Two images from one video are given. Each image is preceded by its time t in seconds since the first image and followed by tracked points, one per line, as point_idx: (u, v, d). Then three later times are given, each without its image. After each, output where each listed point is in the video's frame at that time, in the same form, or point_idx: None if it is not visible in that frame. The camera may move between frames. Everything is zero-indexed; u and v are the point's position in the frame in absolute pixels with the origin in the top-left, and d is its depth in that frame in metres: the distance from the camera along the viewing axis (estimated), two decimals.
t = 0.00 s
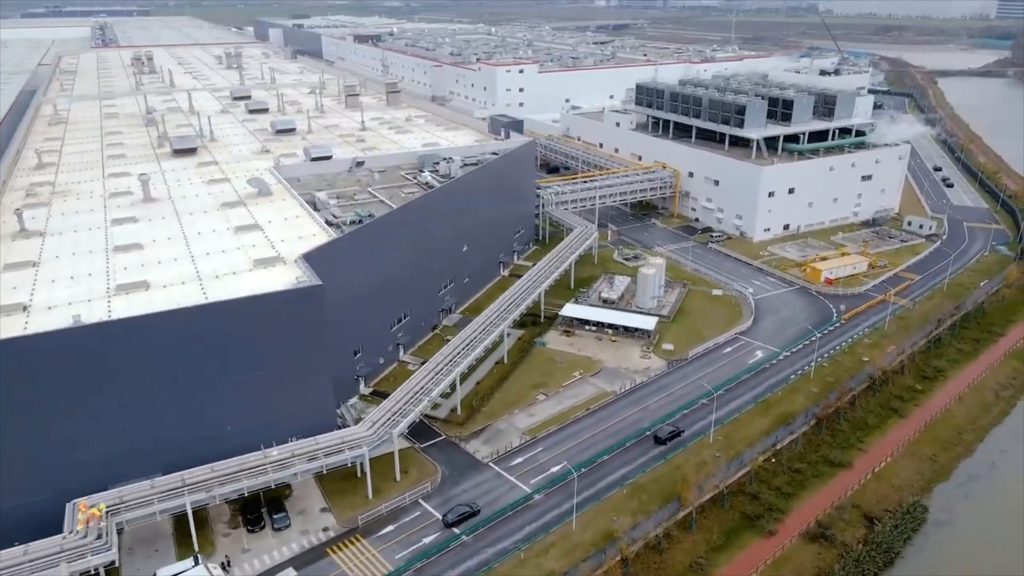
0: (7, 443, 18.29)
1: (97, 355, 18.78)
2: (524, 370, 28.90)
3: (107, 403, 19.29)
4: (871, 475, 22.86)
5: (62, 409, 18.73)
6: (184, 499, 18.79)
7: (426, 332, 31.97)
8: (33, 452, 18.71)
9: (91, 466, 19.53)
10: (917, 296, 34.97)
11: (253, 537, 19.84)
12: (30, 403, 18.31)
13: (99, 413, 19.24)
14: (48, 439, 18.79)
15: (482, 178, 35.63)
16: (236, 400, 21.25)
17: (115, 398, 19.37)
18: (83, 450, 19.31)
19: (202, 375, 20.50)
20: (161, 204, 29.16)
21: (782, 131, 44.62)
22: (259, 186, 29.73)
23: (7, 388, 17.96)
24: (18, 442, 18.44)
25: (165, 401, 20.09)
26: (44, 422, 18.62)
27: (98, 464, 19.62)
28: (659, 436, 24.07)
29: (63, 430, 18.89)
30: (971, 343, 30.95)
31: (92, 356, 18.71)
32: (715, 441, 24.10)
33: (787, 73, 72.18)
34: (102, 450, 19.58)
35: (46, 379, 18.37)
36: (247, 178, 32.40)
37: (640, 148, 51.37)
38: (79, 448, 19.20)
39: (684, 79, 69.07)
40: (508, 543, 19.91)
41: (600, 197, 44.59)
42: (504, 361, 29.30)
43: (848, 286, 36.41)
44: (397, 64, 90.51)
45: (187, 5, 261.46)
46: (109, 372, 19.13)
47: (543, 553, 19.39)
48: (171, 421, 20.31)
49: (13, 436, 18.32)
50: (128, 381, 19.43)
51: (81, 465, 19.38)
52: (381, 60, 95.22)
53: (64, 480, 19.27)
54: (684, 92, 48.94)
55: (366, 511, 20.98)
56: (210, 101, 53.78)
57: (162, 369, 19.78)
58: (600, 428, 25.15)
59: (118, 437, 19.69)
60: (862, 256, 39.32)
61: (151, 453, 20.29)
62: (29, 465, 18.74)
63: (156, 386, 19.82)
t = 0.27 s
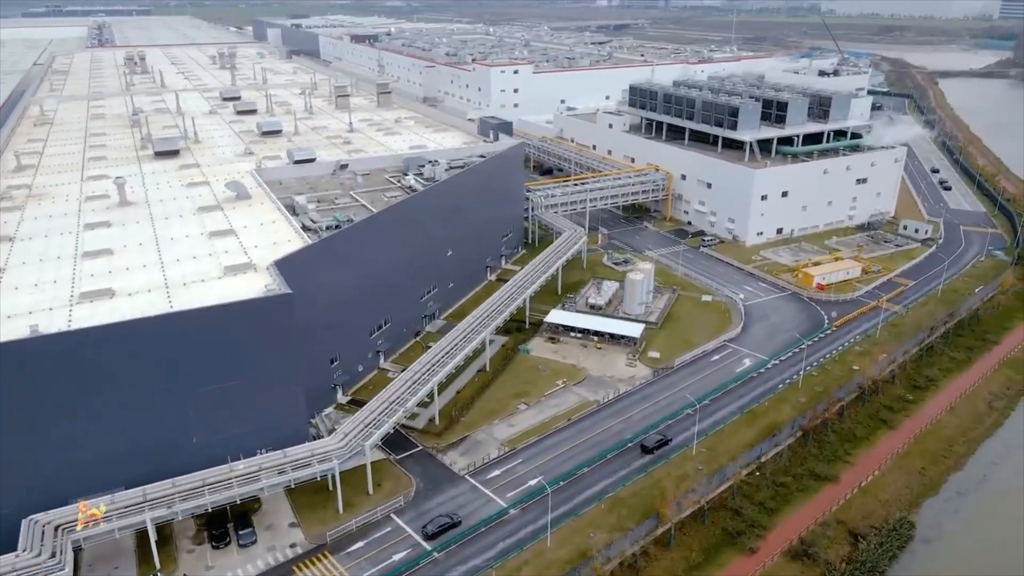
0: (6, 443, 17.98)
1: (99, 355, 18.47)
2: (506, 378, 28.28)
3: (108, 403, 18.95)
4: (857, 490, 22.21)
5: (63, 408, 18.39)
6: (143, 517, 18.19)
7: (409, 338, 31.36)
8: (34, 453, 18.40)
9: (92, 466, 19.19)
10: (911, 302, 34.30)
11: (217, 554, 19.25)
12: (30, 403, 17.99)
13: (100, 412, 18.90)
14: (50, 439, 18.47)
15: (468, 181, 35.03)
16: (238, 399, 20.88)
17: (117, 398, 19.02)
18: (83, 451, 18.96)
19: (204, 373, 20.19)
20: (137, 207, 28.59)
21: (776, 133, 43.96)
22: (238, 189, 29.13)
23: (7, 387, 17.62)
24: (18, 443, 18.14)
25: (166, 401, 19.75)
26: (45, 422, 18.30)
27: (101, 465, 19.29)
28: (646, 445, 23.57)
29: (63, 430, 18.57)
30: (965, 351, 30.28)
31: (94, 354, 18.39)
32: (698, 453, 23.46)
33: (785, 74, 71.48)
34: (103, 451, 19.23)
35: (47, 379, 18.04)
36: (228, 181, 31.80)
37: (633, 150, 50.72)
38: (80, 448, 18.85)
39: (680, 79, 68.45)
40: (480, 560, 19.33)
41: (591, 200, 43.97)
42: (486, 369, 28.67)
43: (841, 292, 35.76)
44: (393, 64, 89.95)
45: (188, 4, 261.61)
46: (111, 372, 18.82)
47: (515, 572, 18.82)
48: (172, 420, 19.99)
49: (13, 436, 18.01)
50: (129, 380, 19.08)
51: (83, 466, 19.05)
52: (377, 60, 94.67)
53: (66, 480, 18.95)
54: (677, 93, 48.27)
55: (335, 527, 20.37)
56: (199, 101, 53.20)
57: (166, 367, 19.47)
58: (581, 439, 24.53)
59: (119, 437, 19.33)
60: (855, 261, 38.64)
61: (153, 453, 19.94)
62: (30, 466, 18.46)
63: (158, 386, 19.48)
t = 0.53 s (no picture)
0: (7, 442, 18.01)
1: (98, 356, 18.43)
2: (483, 390, 27.54)
3: (107, 404, 18.92)
4: (839, 509, 21.45)
5: (63, 409, 18.37)
6: (90, 539, 17.52)
7: (386, 347, 30.66)
8: (34, 453, 18.42)
9: (93, 466, 19.19)
10: (903, 311, 33.48)
11: None
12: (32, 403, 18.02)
13: (100, 413, 18.88)
14: (51, 440, 18.50)
15: (449, 186, 34.37)
16: (236, 400, 20.75)
17: (116, 399, 19.01)
18: (84, 450, 18.96)
19: (203, 373, 20.12)
20: (106, 213, 27.91)
21: (768, 136, 43.15)
22: (209, 195, 28.44)
23: (7, 387, 17.64)
24: (18, 443, 18.15)
25: (165, 401, 19.70)
26: (46, 422, 18.31)
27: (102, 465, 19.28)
28: (629, 457, 23.02)
29: (63, 431, 18.57)
30: (956, 362, 29.45)
31: (94, 355, 18.36)
32: (676, 470, 22.71)
33: (781, 76, 70.63)
34: (105, 451, 19.23)
35: (47, 379, 18.03)
36: (203, 185, 31.06)
37: (624, 153, 49.94)
38: (80, 448, 18.85)
39: (674, 80, 67.67)
40: None
41: (579, 205, 43.22)
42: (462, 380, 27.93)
43: (831, 299, 34.96)
44: (387, 65, 89.15)
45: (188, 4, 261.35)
46: (111, 372, 18.80)
47: None
48: (171, 421, 19.94)
49: (14, 436, 18.04)
50: (129, 381, 19.06)
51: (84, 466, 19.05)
52: (371, 61, 93.89)
53: (66, 480, 18.95)
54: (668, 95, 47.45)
55: (294, 548, 19.65)
56: (184, 103, 52.49)
57: (166, 368, 19.45)
58: (557, 454, 23.79)
59: (118, 437, 19.30)
60: (847, 268, 37.82)
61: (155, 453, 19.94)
62: (30, 466, 18.49)
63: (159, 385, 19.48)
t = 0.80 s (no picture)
0: (6, 443, 17.74)
1: (102, 356, 18.20)
2: (459, 401, 26.81)
3: (108, 404, 18.66)
4: (821, 529, 20.70)
5: (63, 408, 18.11)
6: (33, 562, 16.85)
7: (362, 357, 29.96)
8: (33, 452, 18.12)
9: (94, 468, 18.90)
10: (893, 319, 32.69)
11: None
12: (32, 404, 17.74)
13: (100, 414, 18.61)
14: (53, 441, 18.24)
15: (431, 190, 33.62)
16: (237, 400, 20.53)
17: (118, 399, 18.74)
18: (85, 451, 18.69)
19: (207, 375, 19.93)
20: (73, 219, 27.19)
21: (759, 140, 42.36)
22: (180, 201, 27.72)
23: (7, 387, 17.36)
24: (18, 442, 17.88)
25: (165, 403, 19.41)
26: (47, 422, 18.04)
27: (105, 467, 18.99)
28: (612, 469, 22.50)
29: (63, 430, 18.28)
30: (946, 373, 28.64)
31: (96, 354, 18.09)
32: (653, 488, 21.94)
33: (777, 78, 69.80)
34: (106, 452, 18.93)
35: (48, 380, 17.76)
36: (176, 190, 30.33)
37: (614, 156, 49.16)
38: (80, 448, 18.55)
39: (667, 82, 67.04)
40: None
41: (566, 209, 42.46)
42: (437, 392, 27.20)
43: (821, 307, 34.15)
44: (381, 65, 88.40)
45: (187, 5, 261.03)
46: (114, 372, 18.54)
47: None
48: (170, 423, 19.62)
49: (13, 436, 17.78)
50: (130, 380, 18.78)
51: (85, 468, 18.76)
52: (365, 62, 93.18)
53: (65, 481, 18.63)
54: (659, 97, 46.65)
55: (251, 570, 18.94)
56: (169, 105, 51.82)
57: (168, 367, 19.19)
58: (531, 469, 23.04)
59: (119, 438, 19.01)
60: (838, 274, 37.03)
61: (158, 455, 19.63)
62: (29, 466, 18.19)
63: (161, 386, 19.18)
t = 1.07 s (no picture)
0: (6, 444, 17.61)
1: (104, 358, 18.22)
2: (438, 411, 26.23)
3: (110, 405, 18.64)
4: (804, 546, 20.09)
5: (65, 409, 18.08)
6: None
7: (342, 365, 29.41)
8: (33, 454, 18.01)
9: (97, 467, 18.84)
10: (885, 326, 32.04)
11: None
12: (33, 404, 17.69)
13: (103, 414, 18.60)
14: (55, 440, 18.19)
15: (417, 194, 33.09)
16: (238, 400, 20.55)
17: (121, 400, 18.74)
18: (88, 449, 18.65)
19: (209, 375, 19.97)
20: (45, 224, 26.66)
21: (752, 143, 41.72)
22: (155, 206, 27.18)
23: (7, 388, 17.30)
24: (18, 444, 17.77)
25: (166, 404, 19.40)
26: (48, 422, 17.98)
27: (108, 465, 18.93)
28: (598, 479, 22.14)
29: (64, 431, 18.23)
30: (938, 382, 27.98)
31: (100, 352, 18.12)
32: (632, 503, 21.36)
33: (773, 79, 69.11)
34: (108, 450, 18.86)
35: (50, 380, 17.73)
36: (153, 194, 29.79)
37: (606, 158, 48.53)
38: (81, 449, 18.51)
39: (661, 83, 66.44)
40: None
41: (556, 213, 41.86)
42: (416, 402, 26.61)
43: (811, 314, 33.51)
44: (375, 66, 87.83)
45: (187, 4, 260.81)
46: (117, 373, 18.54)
47: None
48: (172, 424, 19.60)
49: (14, 437, 17.66)
50: (132, 381, 18.76)
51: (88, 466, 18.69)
52: (361, 63, 92.60)
53: (66, 482, 18.55)
54: (651, 99, 46.00)
55: None
56: (157, 106, 51.30)
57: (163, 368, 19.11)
58: (509, 483, 22.48)
59: (121, 439, 18.96)
60: (830, 279, 36.39)
61: (162, 452, 19.61)
62: (29, 468, 18.07)
63: (162, 382, 19.12)
